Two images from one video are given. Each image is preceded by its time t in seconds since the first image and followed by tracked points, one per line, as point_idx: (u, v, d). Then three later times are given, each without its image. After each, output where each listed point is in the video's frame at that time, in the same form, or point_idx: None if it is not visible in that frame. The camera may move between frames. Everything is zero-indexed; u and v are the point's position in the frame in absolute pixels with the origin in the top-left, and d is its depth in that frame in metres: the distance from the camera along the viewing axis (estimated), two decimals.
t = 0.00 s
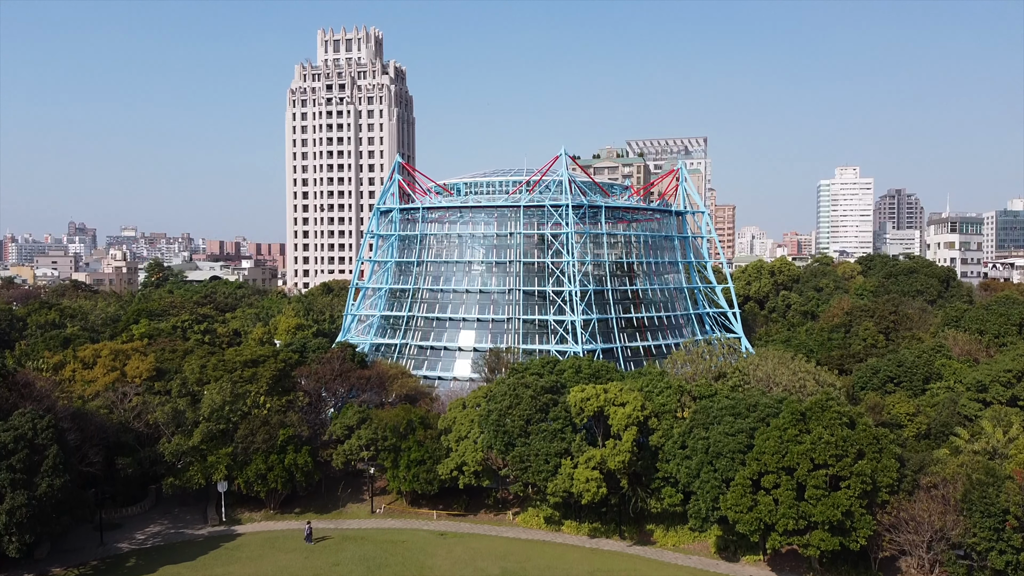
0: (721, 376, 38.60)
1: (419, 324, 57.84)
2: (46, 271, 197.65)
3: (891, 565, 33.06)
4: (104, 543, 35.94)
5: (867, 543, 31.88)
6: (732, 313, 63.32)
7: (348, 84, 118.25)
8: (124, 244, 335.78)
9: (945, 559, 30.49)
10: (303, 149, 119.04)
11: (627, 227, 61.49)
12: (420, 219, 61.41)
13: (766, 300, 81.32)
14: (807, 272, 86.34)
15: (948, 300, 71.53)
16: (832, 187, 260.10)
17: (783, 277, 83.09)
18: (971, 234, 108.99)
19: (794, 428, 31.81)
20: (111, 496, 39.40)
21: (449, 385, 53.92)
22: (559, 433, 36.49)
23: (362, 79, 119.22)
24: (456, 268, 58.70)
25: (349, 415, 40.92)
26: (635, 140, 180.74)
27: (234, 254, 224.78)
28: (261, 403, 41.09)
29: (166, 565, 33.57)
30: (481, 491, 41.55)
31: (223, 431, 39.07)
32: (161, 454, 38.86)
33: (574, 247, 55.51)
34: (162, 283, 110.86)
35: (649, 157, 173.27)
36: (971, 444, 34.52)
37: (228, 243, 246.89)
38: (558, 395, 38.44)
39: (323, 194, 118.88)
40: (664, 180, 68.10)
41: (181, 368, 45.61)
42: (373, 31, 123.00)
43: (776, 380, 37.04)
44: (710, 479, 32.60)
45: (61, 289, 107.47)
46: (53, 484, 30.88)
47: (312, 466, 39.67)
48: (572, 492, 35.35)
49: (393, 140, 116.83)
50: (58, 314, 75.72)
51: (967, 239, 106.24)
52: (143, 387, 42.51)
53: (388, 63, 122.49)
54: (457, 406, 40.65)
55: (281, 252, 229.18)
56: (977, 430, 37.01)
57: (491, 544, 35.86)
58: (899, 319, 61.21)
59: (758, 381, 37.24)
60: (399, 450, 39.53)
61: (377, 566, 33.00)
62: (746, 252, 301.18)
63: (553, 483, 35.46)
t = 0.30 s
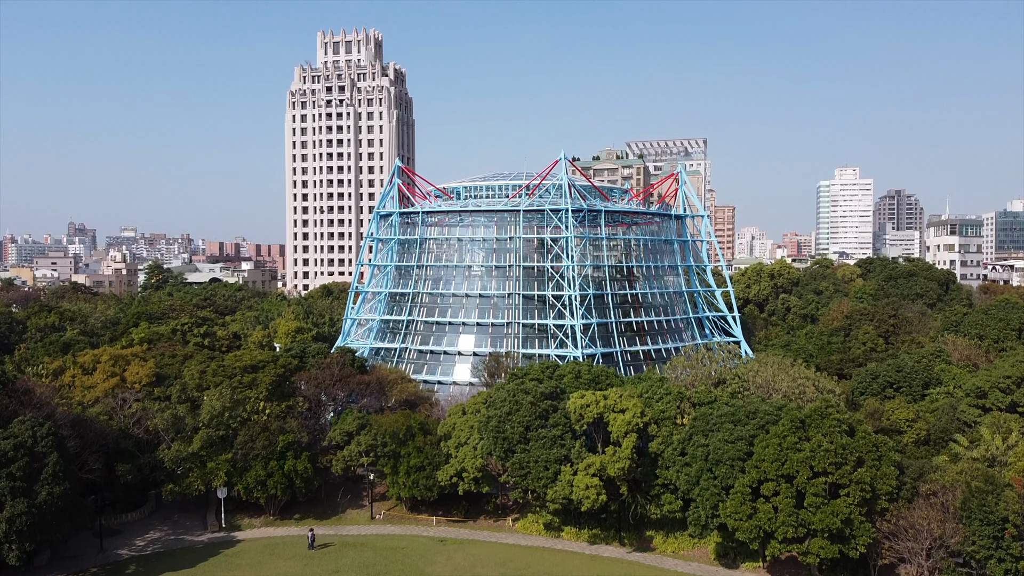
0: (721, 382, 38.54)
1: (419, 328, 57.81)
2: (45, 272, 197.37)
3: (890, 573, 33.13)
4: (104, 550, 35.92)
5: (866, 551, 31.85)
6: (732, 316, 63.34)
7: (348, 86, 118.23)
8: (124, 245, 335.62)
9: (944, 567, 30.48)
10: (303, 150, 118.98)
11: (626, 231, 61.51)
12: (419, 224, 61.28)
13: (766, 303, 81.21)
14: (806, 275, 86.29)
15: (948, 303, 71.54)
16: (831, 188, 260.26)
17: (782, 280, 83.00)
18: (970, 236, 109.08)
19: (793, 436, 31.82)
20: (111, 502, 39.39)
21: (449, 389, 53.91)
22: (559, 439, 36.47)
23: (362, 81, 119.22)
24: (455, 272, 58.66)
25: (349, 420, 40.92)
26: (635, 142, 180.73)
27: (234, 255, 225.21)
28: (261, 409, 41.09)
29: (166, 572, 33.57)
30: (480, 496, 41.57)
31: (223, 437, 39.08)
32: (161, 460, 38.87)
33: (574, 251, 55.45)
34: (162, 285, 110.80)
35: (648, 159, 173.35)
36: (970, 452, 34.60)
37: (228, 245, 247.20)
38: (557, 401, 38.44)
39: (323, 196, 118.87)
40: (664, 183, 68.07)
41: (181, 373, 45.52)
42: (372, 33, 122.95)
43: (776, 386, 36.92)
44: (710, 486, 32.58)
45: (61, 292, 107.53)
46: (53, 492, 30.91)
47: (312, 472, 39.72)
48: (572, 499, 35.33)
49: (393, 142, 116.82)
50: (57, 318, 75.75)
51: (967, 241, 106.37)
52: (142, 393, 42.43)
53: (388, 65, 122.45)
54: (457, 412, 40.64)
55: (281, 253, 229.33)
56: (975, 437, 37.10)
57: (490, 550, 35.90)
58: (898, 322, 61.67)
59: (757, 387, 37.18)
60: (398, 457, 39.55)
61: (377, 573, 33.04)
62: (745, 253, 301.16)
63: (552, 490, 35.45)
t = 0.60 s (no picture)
0: (720, 399, 38.48)
1: (418, 339, 57.78)
2: (45, 276, 197.46)
3: None
4: (104, 567, 35.93)
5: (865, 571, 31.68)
6: (732, 326, 63.34)
7: (348, 92, 118.24)
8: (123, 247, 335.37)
9: None
10: (303, 156, 118.99)
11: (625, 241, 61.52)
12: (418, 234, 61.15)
13: (765, 311, 81.07)
14: (806, 283, 86.23)
15: (948, 312, 71.48)
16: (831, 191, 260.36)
17: (782, 288, 82.95)
18: (970, 241, 109.04)
19: (793, 455, 31.87)
20: (111, 518, 39.43)
21: (448, 401, 53.88)
22: (559, 456, 36.47)
23: (361, 86, 119.21)
24: (455, 282, 58.60)
25: (348, 436, 40.88)
26: (634, 146, 180.87)
27: (234, 258, 225.50)
28: (260, 424, 40.98)
29: None
30: (479, 512, 41.56)
31: (222, 453, 39.10)
32: (160, 477, 38.90)
33: (573, 262, 55.41)
34: (161, 291, 110.76)
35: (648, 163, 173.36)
36: (969, 470, 34.72)
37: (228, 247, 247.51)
38: (557, 418, 38.46)
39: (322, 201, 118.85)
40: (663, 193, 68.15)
41: (180, 387, 45.44)
42: (372, 38, 122.94)
43: (775, 404, 36.80)
44: (709, 505, 32.55)
45: (60, 298, 107.67)
46: (53, 512, 31.00)
47: (312, 487, 39.77)
48: (572, 517, 35.32)
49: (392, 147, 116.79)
50: (57, 325, 75.83)
51: (966, 247, 106.37)
52: (142, 408, 42.39)
53: (388, 70, 122.42)
54: (456, 427, 40.61)
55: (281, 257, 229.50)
56: (974, 454, 37.15)
57: (490, 567, 35.91)
58: (897, 331, 62.02)
59: (757, 404, 37.15)
60: (398, 472, 39.55)
61: None
62: (745, 255, 301.17)
63: (552, 507, 35.45)
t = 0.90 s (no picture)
0: (720, 415, 38.54)
1: (418, 349, 57.80)
2: (44, 278, 197.79)
3: None
4: None
5: None
6: (732, 336, 63.39)
7: (347, 96, 118.24)
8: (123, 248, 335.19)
9: None
10: (303, 160, 119.00)
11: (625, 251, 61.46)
12: (419, 244, 61.07)
13: (765, 319, 81.08)
14: (805, 290, 86.28)
15: (948, 320, 71.57)
16: (830, 193, 260.36)
17: (782, 296, 83.03)
18: (969, 247, 109.11)
19: (793, 474, 31.95)
20: (112, 533, 39.53)
21: (448, 412, 53.91)
22: (559, 473, 36.43)
23: (361, 91, 119.18)
24: (455, 293, 58.46)
25: (348, 451, 40.87)
26: (634, 149, 180.91)
27: (234, 261, 225.89)
28: (261, 438, 40.99)
29: None
30: (479, 526, 41.61)
31: (223, 469, 39.16)
32: (161, 493, 38.98)
33: (573, 273, 55.41)
34: (161, 296, 110.71)
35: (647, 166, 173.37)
36: (969, 488, 34.84)
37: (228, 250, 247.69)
38: (557, 434, 38.50)
39: (322, 206, 118.86)
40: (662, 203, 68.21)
41: (181, 401, 45.38)
42: (372, 43, 122.87)
43: (774, 420, 36.92)
44: (710, 524, 32.56)
45: (60, 303, 107.76)
46: (54, 532, 31.18)
47: (312, 502, 39.85)
48: (572, 534, 35.32)
49: (392, 152, 116.75)
50: (57, 333, 75.89)
51: (966, 253, 106.48)
52: (143, 423, 42.35)
53: (388, 75, 122.38)
54: (456, 442, 40.62)
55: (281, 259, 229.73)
56: (974, 471, 37.26)
57: None
58: (897, 341, 62.10)
59: (758, 421, 37.20)
60: (398, 487, 39.58)
61: None
62: (744, 256, 301.26)
63: (553, 525, 35.44)
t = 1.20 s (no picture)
0: (720, 431, 38.56)
1: (418, 360, 57.84)
2: (44, 280, 197.71)
3: None
4: None
5: None
6: (732, 345, 63.42)
7: (347, 101, 118.24)
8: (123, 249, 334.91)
9: None
10: (302, 165, 119.01)
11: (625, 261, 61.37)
12: (419, 255, 60.99)
13: (765, 326, 80.94)
14: (805, 298, 86.29)
15: (947, 329, 71.68)
16: (830, 195, 260.45)
17: (782, 303, 83.09)
18: (969, 253, 109.27)
19: (792, 493, 32.01)
20: (112, 549, 39.55)
21: (448, 424, 53.97)
22: (559, 490, 36.50)
23: (361, 96, 119.14)
24: (455, 304, 58.42)
25: (348, 465, 40.92)
26: (634, 152, 180.93)
27: (234, 263, 225.98)
28: (261, 453, 40.99)
29: None
30: (479, 541, 41.66)
31: (223, 485, 39.22)
32: (161, 509, 39.04)
33: (573, 284, 55.40)
34: (161, 301, 110.74)
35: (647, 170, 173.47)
36: (967, 505, 34.92)
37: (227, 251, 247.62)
38: (557, 451, 38.55)
39: (322, 210, 118.90)
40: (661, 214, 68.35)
41: (181, 414, 45.41)
42: (372, 48, 122.83)
43: (774, 437, 36.99)
44: (709, 543, 32.50)
45: (61, 307, 107.80)
46: (55, 552, 31.28)
47: (312, 518, 39.89)
48: (572, 552, 35.22)
49: (392, 157, 116.78)
50: (57, 339, 75.86)
51: (965, 259, 106.62)
52: (143, 437, 42.39)
53: (387, 79, 122.33)
54: (456, 458, 40.67)
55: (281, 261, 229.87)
56: (973, 488, 37.34)
57: None
58: (896, 350, 62.19)
59: (758, 438, 37.26)
60: (398, 503, 39.61)
61: None
62: (744, 257, 301.24)
63: (553, 542, 35.28)
